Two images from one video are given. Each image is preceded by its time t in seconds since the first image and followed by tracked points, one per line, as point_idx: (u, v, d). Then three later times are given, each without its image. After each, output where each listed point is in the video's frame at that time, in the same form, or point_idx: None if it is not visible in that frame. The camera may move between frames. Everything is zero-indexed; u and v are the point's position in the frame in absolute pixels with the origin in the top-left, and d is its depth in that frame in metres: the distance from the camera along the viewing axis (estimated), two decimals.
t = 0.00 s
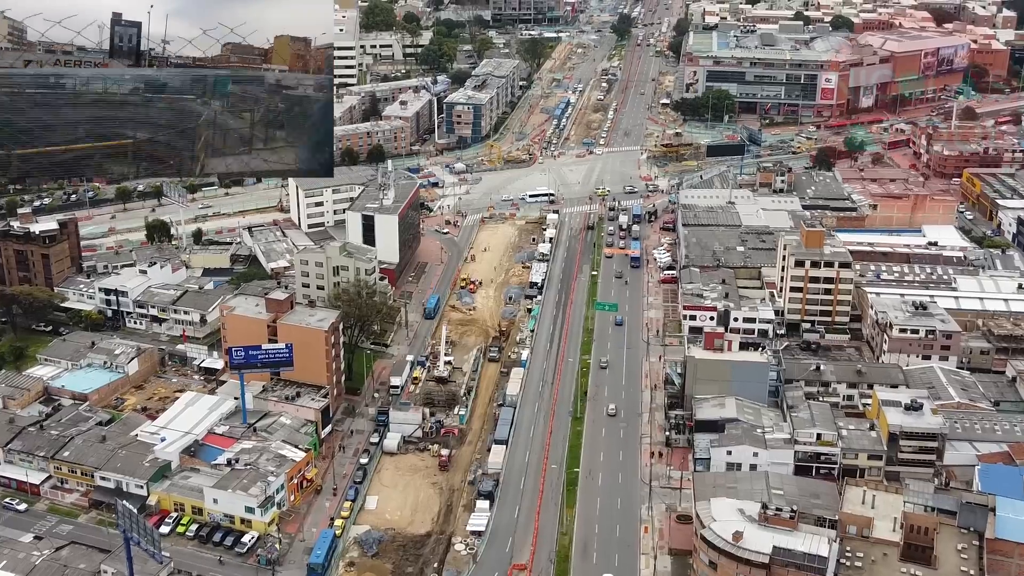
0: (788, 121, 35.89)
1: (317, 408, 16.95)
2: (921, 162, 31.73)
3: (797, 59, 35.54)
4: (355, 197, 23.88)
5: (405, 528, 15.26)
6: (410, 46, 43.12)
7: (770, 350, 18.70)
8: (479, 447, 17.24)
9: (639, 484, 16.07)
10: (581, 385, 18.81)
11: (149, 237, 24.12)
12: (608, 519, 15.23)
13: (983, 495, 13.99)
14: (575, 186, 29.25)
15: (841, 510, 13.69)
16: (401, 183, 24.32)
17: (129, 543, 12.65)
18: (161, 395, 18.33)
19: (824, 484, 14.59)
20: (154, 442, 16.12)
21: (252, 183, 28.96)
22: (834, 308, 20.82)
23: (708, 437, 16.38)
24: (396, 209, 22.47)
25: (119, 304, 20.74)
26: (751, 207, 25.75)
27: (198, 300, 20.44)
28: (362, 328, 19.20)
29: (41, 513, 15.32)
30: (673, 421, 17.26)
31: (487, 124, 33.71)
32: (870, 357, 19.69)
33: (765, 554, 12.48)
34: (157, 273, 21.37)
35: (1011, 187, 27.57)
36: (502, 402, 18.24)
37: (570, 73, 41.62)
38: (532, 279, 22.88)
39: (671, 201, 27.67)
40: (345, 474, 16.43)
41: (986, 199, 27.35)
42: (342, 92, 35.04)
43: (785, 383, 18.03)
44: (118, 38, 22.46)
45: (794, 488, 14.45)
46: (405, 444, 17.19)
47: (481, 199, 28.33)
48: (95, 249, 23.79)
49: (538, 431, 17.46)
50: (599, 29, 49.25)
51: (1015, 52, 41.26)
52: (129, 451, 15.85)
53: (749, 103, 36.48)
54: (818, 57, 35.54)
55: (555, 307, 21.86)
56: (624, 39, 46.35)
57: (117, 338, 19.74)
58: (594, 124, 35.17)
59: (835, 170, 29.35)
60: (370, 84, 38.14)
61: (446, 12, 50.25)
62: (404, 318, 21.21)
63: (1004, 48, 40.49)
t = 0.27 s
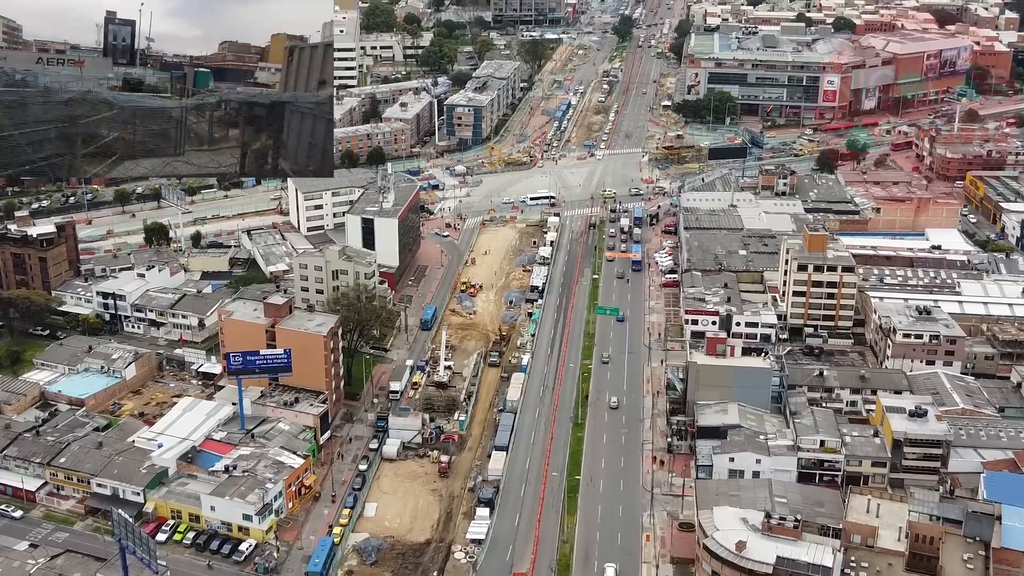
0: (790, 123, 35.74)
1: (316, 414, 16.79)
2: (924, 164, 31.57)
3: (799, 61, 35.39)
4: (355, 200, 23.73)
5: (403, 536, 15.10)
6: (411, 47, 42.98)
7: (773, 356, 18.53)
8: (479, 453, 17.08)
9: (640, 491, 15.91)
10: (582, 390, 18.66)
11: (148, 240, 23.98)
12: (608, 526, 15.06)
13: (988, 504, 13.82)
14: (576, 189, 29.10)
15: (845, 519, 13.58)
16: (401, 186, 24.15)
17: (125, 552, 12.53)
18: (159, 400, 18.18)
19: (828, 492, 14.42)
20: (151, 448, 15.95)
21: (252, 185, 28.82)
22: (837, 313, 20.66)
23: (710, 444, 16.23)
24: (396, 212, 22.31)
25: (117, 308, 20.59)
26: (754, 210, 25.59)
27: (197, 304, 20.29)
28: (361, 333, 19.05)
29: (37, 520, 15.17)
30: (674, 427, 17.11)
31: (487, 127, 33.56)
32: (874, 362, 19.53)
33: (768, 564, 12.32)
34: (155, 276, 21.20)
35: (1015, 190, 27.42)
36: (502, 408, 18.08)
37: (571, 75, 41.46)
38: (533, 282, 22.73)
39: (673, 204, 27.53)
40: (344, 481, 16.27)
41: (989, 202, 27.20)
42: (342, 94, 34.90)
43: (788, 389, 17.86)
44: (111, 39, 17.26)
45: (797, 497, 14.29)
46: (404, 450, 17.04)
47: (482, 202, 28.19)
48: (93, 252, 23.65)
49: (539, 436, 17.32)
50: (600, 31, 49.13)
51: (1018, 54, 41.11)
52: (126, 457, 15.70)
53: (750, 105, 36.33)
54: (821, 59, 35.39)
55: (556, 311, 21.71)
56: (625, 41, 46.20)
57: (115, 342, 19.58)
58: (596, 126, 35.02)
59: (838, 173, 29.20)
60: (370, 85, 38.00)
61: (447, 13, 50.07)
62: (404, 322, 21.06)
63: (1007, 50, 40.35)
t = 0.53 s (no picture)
0: (791, 124, 35.59)
1: (315, 419, 16.66)
2: (927, 166, 31.42)
3: (801, 62, 35.24)
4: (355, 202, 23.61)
5: (402, 542, 14.95)
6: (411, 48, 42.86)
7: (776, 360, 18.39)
8: (479, 458, 16.94)
9: (642, 497, 15.77)
10: (583, 395, 18.52)
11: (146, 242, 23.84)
12: (609, 533, 14.91)
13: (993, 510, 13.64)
14: (577, 191, 28.95)
15: (849, 526, 13.38)
16: (401, 187, 24.01)
17: (121, 560, 12.41)
18: (157, 404, 18.06)
19: (832, 499, 14.26)
20: (149, 452, 15.82)
21: (251, 187, 28.69)
22: (840, 316, 20.53)
23: (712, 449, 16.09)
24: (396, 214, 22.18)
25: (115, 311, 20.47)
26: (756, 212, 25.44)
27: (195, 307, 20.17)
28: (361, 336, 18.92)
29: (33, 525, 15.04)
30: (676, 431, 16.99)
31: (488, 128, 33.41)
32: (877, 365, 19.41)
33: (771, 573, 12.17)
34: (154, 278, 21.05)
35: (1018, 192, 27.28)
36: (502, 412, 17.94)
37: (572, 75, 41.31)
38: (534, 285, 22.59)
39: (674, 206, 27.38)
40: (343, 486, 16.13)
41: (992, 204, 27.06)
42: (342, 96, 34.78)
43: (791, 393, 17.72)
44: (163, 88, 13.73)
45: (800, 503, 14.13)
46: (404, 455, 16.91)
47: (483, 203, 28.05)
48: (92, 253, 23.53)
49: (539, 441, 17.19)
50: (601, 31, 49.00)
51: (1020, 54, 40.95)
52: (123, 462, 15.56)
53: (752, 106, 36.18)
54: (822, 61, 35.25)
55: (557, 314, 21.57)
56: (626, 41, 46.06)
57: (113, 346, 19.44)
58: (597, 127, 34.88)
59: (840, 175, 29.06)
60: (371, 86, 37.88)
61: (447, 13, 49.92)
62: (404, 325, 20.93)
63: (1010, 50, 40.19)
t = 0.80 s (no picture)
0: (793, 124, 35.46)
1: (314, 423, 16.54)
2: (929, 167, 31.29)
3: (803, 63, 35.12)
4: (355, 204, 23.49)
5: (402, 548, 14.83)
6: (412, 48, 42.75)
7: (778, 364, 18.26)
8: (480, 462, 16.82)
9: (643, 502, 15.66)
10: (584, 398, 18.41)
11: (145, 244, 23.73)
12: (611, 538, 14.79)
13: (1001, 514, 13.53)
14: (578, 192, 28.83)
15: (851, 532, 13.26)
16: (400, 189, 23.88)
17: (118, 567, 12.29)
18: (155, 408, 17.96)
19: (835, 504, 14.14)
20: (147, 457, 15.69)
21: (251, 188, 28.60)
22: (842, 319, 20.41)
23: (714, 454, 15.96)
24: (396, 216, 22.06)
25: (113, 314, 20.35)
26: (758, 213, 25.31)
27: (194, 309, 20.06)
28: (361, 339, 18.81)
29: (29, 530, 14.93)
30: (678, 435, 16.87)
31: (489, 129, 33.27)
32: (880, 369, 19.29)
33: None
34: (153, 281, 20.93)
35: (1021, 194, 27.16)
36: (503, 416, 17.82)
37: (573, 76, 41.18)
38: (534, 288, 22.48)
39: (676, 207, 27.27)
40: (342, 491, 16.01)
41: (995, 205, 26.93)
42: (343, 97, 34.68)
43: (794, 397, 17.59)
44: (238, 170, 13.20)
45: (803, 509, 13.99)
46: (403, 459, 16.79)
47: (484, 205, 27.93)
48: (91, 255, 23.42)
49: (540, 445, 17.07)
50: (602, 31, 48.89)
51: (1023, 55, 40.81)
52: (121, 467, 15.44)
53: (754, 107, 36.06)
54: (824, 62, 35.13)
55: (558, 317, 21.46)
56: (628, 42, 45.94)
57: (111, 349, 19.32)
58: (598, 128, 34.75)
59: (843, 177, 28.94)
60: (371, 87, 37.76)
61: (448, 14, 49.80)
62: (404, 328, 20.81)
63: (1012, 51, 40.05)
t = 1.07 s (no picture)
0: (794, 125, 35.38)
1: (314, 425, 16.47)
2: (931, 168, 31.21)
3: (805, 63, 35.05)
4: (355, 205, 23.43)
5: (402, 550, 14.77)
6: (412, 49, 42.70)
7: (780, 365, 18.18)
8: (480, 464, 16.76)
9: (644, 504, 15.59)
10: (585, 400, 18.34)
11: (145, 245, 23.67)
12: (612, 541, 14.72)
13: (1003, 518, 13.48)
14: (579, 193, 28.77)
15: (854, 536, 13.19)
16: (401, 189, 23.83)
17: (117, 571, 12.23)
18: (154, 409, 17.90)
19: (837, 507, 14.07)
20: (146, 459, 15.62)
21: (251, 189, 28.53)
22: (844, 321, 20.33)
23: (716, 456, 15.89)
24: (397, 217, 22.01)
25: (113, 315, 20.29)
26: (759, 214, 25.22)
27: (194, 311, 20.00)
28: (361, 341, 18.75)
29: (28, 532, 14.87)
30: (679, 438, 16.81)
31: (489, 129, 33.19)
32: (882, 371, 19.21)
33: None
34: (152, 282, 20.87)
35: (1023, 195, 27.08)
36: (503, 418, 17.75)
37: (573, 76, 41.12)
38: (535, 289, 22.41)
39: (677, 208, 27.20)
40: (342, 493, 15.94)
41: (997, 207, 26.85)
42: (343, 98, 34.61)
43: (796, 399, 17.51)
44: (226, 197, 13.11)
45: (805, 512, 13.92)
46: (404, 462, 16.72)
47: (484, 206, 27.87)
48: (90, 256, 23.37)
49: (540, 447, 17.00)
50: (603, 31, 48.82)
51: None
52: (120, 469, 15.37)
53: (755, 107, 35.98)
54: (826, 62, 35.06)
55: (559, 318, 21.39)
56: (628, 42, 45.87)
57: (110, 350, 19.26)
58: (599, 129, 34.69)
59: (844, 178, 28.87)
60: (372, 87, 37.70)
61: (449, 14, 49.74)
62: (404, 329, 20.74)
63: (1014, 51, 39.96)
